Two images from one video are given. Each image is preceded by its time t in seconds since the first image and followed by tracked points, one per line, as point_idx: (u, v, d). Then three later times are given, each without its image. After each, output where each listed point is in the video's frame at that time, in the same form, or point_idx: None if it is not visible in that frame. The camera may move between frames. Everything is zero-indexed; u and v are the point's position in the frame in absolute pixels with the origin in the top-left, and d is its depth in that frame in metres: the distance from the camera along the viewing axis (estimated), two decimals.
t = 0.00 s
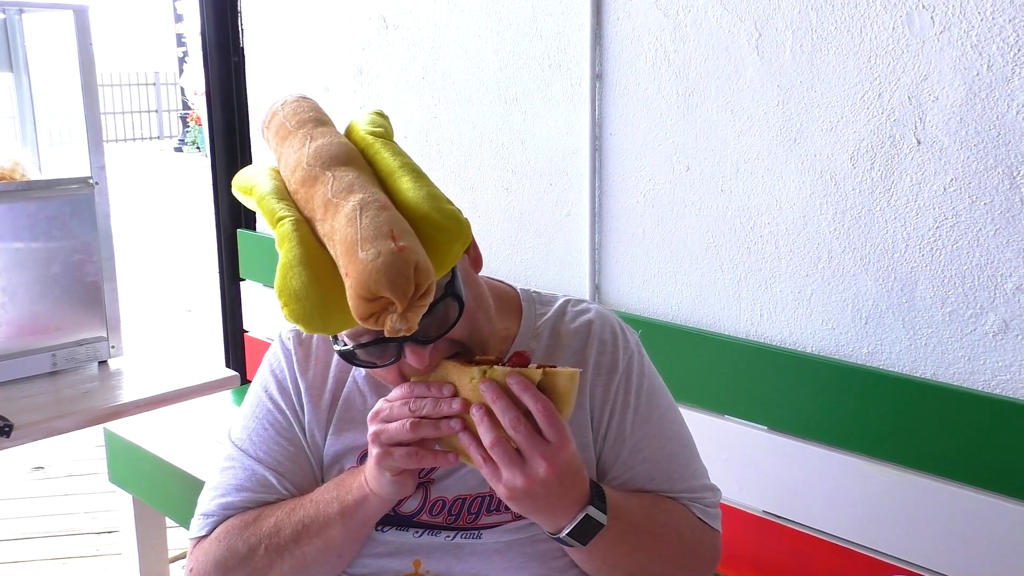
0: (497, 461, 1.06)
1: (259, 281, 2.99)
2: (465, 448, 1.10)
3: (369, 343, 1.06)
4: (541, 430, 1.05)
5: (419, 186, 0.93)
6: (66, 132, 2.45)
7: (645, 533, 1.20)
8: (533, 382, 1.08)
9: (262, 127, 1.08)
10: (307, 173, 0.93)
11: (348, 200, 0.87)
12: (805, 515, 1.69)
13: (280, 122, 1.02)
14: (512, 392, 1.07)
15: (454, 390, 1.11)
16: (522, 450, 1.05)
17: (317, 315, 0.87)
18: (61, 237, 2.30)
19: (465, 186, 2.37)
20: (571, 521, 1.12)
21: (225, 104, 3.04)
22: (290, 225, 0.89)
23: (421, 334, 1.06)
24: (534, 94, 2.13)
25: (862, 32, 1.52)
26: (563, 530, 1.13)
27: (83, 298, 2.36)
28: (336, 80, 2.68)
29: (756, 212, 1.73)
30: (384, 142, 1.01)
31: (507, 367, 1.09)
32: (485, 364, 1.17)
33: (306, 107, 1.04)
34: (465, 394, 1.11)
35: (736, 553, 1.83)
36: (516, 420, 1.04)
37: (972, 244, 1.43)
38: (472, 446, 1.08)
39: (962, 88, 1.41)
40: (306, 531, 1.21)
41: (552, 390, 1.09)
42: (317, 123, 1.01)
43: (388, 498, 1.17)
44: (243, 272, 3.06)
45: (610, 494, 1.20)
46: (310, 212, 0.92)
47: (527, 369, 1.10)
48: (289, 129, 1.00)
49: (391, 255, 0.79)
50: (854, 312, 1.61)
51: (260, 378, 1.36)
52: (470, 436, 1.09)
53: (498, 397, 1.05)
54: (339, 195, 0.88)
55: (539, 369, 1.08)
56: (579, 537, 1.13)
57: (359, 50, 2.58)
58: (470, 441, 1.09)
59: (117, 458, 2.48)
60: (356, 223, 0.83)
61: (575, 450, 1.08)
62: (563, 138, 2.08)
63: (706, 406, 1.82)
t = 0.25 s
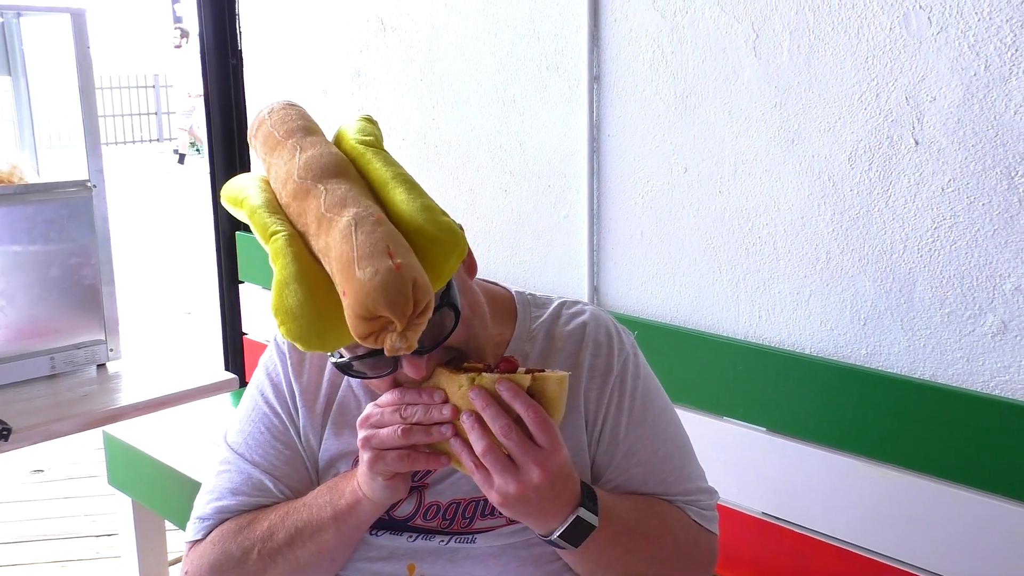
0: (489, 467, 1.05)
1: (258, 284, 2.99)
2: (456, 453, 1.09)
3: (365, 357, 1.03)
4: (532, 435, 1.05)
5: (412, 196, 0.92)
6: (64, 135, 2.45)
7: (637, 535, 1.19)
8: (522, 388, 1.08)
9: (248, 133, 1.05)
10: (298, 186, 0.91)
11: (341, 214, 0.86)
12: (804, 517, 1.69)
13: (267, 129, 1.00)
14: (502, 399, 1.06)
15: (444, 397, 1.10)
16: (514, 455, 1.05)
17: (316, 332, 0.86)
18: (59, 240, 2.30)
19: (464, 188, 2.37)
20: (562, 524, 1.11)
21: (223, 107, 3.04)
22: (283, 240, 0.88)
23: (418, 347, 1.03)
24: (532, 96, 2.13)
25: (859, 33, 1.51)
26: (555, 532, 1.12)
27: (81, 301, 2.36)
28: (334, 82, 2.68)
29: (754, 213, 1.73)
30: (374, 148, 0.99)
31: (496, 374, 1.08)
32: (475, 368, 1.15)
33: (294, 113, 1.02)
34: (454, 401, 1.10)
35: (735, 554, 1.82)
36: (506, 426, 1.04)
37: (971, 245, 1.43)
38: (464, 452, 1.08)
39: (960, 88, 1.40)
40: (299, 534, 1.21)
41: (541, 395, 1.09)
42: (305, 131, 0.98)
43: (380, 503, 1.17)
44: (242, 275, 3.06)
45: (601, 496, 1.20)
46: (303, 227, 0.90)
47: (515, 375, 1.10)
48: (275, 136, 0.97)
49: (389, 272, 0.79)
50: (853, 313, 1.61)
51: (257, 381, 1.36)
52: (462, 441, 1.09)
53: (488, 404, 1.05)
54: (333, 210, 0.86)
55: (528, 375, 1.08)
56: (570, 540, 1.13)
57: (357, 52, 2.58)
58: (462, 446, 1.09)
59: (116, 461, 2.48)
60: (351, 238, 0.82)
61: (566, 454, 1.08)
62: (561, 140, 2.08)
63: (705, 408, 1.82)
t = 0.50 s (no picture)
0: (485, 474, 1.05)
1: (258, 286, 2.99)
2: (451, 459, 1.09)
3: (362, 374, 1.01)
4: (527, 441, 1.05)
5: (416, 219, 0.90)
6: (63, 138, 2.45)
7: (631, 540, 1.19)
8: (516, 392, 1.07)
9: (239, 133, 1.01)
10: (300, 203, 0.89)
11: (347, 241, 0.84)
12: (804, 520, 1.68)
13: (261, 135, 0.96)
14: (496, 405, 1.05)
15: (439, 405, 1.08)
16: (509, 462, 1.04)
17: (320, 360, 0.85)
18: (58, 243, 2.30)
19: (463, 190, 2.36)
20: (557, 528, 1.11)
21: (223, 110, 3.04)
22: (285, 262, 0.86)
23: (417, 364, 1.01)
24: (530, 97, 2.13)
25: (858, 33, 1.51)
26: (552, 537, 1.12)
27: (80, 304, 2.36)
28: (334, 84, 2.68)
29: (753, 214, 1.72)
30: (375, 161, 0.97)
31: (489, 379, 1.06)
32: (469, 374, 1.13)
33: (288, 115, 0.98)
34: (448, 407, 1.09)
35: (736, 557, 1.81)
36: (501, 432, 1.03)
37: (971, 246, 1.42)
38: (460, 459, 1.07)
39: (959, 88, 1.40)
40: (292, 543, 1.21)
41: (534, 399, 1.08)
42: (303, 138, 0.95)
43: (374, 510, 1.17)
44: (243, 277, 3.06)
45: (597, 500, 1.19)
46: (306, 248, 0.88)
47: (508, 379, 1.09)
48: (273, 145, 0.94)
49: (399, 310, 0.79)
50: (852, 315, 1.60)
51: (252, 385, 1.35)
52: (457, 448, 1.08)
53: (483, 410, 1.04)
54: (338, 235, 0.85)
55: (521, 380, 1.07)
56: (566, 544, 1.13)
57: (356, 55, 2.58)
58: (456, 453, 1.08)
59: (115, 464, 2.48)
60: (358, 269, 0.81)
61: (561, 459, 1.08)
62: (560, 141, 2.07)
63: (705, 410, 1.81)
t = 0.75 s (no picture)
0: (486, 484, 1.04)
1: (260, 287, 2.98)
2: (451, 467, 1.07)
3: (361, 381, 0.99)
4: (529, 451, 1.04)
5: (419, 229, 0.89)
6: (64, 138, 2.45)
7: (632, 547, 1.18)
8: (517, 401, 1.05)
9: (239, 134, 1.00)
10: (301, 211, 0.88)
11: (350, 253, 0.83)
12: (806, 523, 1.67)
13: (262, 138, 0.94)
14: (497, 414, 1.04)
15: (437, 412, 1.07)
16: (509, 472, 1.03)
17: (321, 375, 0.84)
18: (59, 244, 2.30)
19: (464, 191, 2.35)
20: (558, 536, 1.10)
21: (225, 110, 3.03)
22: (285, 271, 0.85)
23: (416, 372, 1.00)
24: (531, 97, 2.12)
25: (861, 32, 1.49)
26: (552, 545, 1.11)
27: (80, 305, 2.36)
28: (335, 84, 2.68)
29: (755, 215, 1.71)
30: (378, 167, 0.95)
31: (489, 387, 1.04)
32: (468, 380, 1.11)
33: (289, 116, 0.97)
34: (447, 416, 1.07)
35: (738, 561, 1.80)
36: (501, 443, 1.02)
37: (975, 247, 1.40)
38: (459, 468, 1.06)
39: (963, 88, 1.38)
40: (288, 550, 1.20)
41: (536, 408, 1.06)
42: (304, 142, 0.94)
43: (371, 518, 1.16)
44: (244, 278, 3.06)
45: (597, 506, 1.18)
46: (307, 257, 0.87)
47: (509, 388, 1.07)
48: (273, 148, 0.93)
49: (402, 326, 0.77)
50: (855, 316, 1.59)
51: (248, 388, 1.34)
52: (457, 457, 1.07)
53: (483, 420, 1.02)
54: (339, 245, 0.84)
55: (523, 389, 1.05)
56: (566, 552, 1.12)
57: (357, 55, 2.58)
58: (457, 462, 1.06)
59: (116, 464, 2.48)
60: (360, 282, 0.80)
61: (562, 468, 1.07)
62: (561, 142, 2.06)
63: (706, 412, 1.80)
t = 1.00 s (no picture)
0: (490, 498, 1.03)
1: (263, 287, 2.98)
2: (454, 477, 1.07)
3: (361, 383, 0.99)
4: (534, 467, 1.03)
5: (422, 230, 0.89)
6: (66, 138, 2.45)
7: (633, 552, 1.18)
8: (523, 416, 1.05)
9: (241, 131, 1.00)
10: (304, 210, 0.88)
11: (352, 253, 0.83)
12: (809, 526, 1.66)
13: (265, 137, 0.94)
14: (501, 428, 1.03)
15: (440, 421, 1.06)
16: (513, 487, 1.02)
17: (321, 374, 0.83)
18: (61, 243, 2.30)
19: (467, 191, 2.35)
20: (559, 546, 1.10)
21: (228, 110, 3.03)
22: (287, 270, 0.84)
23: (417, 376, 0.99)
24: (534, 98, 2.12)
25: (865, 33, 1.49)
26: (553, 555, 1.11)
27: (83, 304, 2.36)
28: (338, 85, 2.68)
29: (758, 216, 1.70)
30: (381, 167, 0.95)
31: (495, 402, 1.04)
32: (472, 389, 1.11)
33: (291, 114, 0.97)
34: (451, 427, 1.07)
35: (740, 564, 1.80)
36: (506, 458, 1.01)
37: (979, 249, 1.40)
38: (462, 478, 1.06)
39: (967, 89, 1.38)
40: (286, 551, 1.19)
41: (542, 424, 1.06)
42: (306, 140, 0.94)
43: (371, 523, 1.15)
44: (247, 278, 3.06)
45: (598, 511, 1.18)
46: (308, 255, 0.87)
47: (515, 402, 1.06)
48: (275, 146, 0.93)
49: (405, 327, 0.77)
50: (859, 318, 1.58)
51: (247, 389, 1.34)
52: (460, 467, 1.07)
53: (488, 435, 1.02)
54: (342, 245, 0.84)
55: (529, 404, 1.05)
56: (567, 562, 1.12)
57: (361, 55, 2.58)
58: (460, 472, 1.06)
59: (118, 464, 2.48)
60: (363, 282, 0.80)
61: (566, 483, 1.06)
62: (564, 142, 2.06)
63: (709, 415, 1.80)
